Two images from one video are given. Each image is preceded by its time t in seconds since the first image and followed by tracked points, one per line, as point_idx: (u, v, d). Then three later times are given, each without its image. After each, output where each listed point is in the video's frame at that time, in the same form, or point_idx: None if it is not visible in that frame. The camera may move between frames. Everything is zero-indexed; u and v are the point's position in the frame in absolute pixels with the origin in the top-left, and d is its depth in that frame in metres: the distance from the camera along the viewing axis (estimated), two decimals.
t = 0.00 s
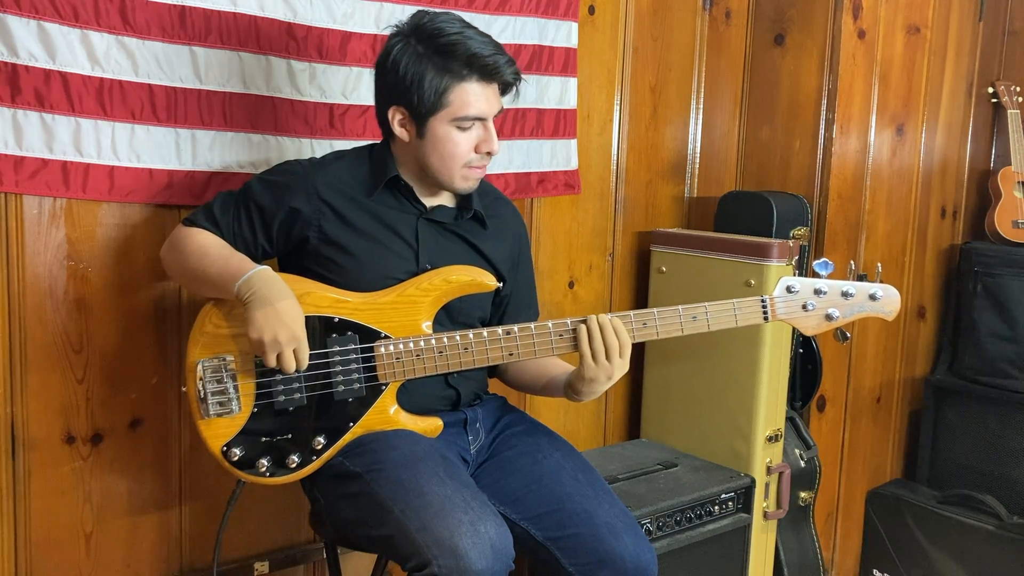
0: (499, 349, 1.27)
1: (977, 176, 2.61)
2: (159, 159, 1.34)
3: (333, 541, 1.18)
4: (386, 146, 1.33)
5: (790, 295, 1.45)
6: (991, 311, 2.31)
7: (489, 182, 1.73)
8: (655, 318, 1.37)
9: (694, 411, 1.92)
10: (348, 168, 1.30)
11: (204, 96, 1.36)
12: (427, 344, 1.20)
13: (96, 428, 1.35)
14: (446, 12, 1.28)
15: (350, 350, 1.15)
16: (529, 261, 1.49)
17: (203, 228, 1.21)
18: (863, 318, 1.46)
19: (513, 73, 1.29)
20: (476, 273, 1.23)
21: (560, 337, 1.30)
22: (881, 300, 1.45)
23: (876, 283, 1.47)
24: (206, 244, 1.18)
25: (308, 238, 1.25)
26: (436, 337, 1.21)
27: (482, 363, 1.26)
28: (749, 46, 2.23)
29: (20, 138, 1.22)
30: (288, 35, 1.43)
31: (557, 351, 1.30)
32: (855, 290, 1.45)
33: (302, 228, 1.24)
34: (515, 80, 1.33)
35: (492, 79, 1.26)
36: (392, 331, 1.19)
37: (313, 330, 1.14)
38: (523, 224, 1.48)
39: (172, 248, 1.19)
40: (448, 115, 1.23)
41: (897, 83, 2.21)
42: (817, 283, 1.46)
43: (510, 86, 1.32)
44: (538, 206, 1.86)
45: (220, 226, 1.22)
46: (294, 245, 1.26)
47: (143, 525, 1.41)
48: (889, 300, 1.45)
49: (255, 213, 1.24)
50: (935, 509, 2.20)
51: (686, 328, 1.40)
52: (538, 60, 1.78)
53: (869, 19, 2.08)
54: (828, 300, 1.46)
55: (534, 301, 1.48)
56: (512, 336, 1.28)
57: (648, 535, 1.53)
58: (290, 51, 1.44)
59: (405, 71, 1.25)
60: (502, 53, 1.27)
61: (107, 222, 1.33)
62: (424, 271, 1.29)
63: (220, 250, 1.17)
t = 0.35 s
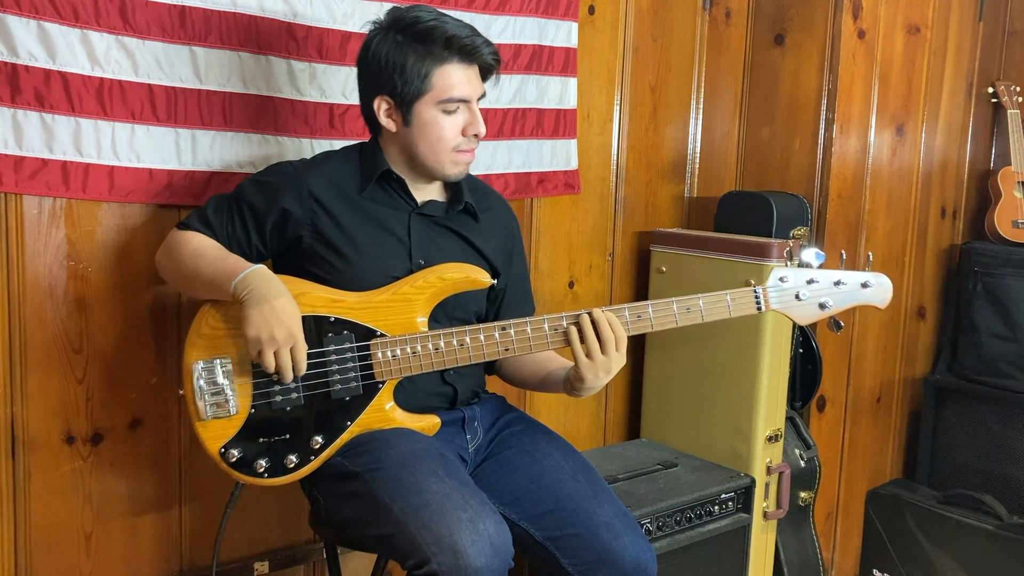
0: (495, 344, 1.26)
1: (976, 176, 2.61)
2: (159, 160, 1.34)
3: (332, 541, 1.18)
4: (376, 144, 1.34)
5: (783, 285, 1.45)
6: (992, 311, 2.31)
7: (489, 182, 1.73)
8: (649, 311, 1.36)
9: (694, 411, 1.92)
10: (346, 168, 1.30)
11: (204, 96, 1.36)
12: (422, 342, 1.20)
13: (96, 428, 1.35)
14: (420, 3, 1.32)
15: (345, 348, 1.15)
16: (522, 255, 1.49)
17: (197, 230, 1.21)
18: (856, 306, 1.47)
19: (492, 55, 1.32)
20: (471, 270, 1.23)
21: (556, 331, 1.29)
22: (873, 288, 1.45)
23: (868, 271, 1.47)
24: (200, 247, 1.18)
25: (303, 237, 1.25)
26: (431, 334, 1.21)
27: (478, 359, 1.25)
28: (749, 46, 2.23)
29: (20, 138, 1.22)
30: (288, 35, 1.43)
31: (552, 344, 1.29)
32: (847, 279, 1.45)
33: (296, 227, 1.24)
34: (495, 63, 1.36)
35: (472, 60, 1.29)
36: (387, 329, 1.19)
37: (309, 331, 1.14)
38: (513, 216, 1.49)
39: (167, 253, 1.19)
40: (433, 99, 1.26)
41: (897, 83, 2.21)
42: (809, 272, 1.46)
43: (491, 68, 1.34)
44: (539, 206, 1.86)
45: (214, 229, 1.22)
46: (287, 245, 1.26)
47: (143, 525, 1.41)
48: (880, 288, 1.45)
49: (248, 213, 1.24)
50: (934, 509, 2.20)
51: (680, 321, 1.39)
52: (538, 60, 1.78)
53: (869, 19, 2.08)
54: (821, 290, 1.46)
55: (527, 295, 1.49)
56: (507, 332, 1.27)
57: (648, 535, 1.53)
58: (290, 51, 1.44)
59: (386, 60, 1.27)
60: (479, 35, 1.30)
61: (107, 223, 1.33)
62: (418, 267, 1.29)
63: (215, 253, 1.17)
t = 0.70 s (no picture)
0: (490, 335, 1.25)
1: (976, 176, 2.61)
2: (159, 160, 1.34)
3: (332, 540, 1.18)
4: (367, 142, 1.34)
5: (774, 267, 1.40)
6: (992, 311, 2.31)
7: (489, 182, 1.73)
8: (642, 297, 1.35)
9: (694, 411, 1.92)
10: (345, 168, 1.31)
11: (204, 96, 1.36)
12: (418, 334, 1.19)
13: (96, 428, 1.35)
14: None
15: (342, 344, 1.16)
16: (513, 251, 1.49)
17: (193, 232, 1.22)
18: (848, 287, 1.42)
19: (481, 49, 1.34)
20: (465, 264, 1.23)
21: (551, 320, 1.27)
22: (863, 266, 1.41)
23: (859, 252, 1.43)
24: (197, 250, 1.18)
25: (296, 234, 1.25)
26: (427, 326, 1.21)
27: (474, 351, 1.24)
28: (749, 46, 2.23)
29: (20, 138, 1.22)
30: (288, 35, 1.43)
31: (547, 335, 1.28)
32: (836, 259, 1.41)
33: (289, 225, 1.25)
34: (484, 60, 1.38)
35: (462, 52, 1.31)
36: (382, 325, 1.19)
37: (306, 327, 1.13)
38: (504, 216, 1.48)
39: (165, 258, 1.20)
40: (425, 87, 1.27)
41: (897, 83, 2.21)
42: (799, 254, 1.41)
43: (480, 62, 1.36)
44: (538, 206, 1.86)
45: (210, 231, 1.23)
46: (282, 244, 1.26)
47: (143, 525, 1.41)
48: (871, 266, 1.41)
49: (243, 214, 1.25)
50: (934, 509, 2.20)
51: (672, 305, 1.36)
52: (538, 60, 1.78)
53: (869, 19, 2.08)
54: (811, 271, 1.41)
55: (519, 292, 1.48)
56: (502, 322, 1.26)
57: (648, 535, 1.53)
58: (290, 51, 1.44)
59: (379, 51, 1.29)
60: (469, 29, 1.33)
61: (107, 223, 1.33)
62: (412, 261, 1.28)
63: (212, 254, 1.18)
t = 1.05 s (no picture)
0: (489, 333, 1.25)
1: (976, 176, 2.61)
2: (159, 160, 1.34)
3: (333, 540, 1.18)
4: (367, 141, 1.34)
5: (769, 265, 1.41)
6: (992, 312, 2.31)
7: (489, 181, 1.73)
8: (640, 295, 1.34)
9: (694, 411, 1.92)
10: (342, 168, 1.31)
11: (204, 96, 1.36)
12: (417, 332, 1.20)
13: (96, 428, 1.35)
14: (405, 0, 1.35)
15: (341, 342, 1.16)
16: (506, 248, 1.49)
17: (189, 232, 1.22)
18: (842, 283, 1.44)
19: (473, 51, 1.37)
20: (462, 263, 1.24)
21: (548, 317, 1.28)
22: (856, 263, 1.43)
23: (852, 248, 1.45)
24: (195, 249, 1.18)
25: (290, 233, 1.24)
26: (424, 324, 1.21)
27: (474, 348, 1.24)
28: (749, 46, 2.23)
29: (20, 138, 1.22)
30: (288, 35, 1.43)
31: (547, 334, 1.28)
32: (830, 257, 1.43)
33: (283, 223, 1.24)
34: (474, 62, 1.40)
35: (456, 51, 1.33)
36: (381, 323, 1.19)
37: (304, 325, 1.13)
38: (493, 209, 1.49)
39: (162, 259, 1.20)
40: (420, 83, 1.28)
41: (897, 83, 2.21)
42: (793, 251, 1.43)
43: (470, 64, 1.38)
44: (538, 207, 1.86)
45: (204, 232, 1.22)
46: (275, 244, 1.26)
47: (143, 525, 1.41)
48: (863, 264, 1.43)
49: (237, 216, 1.24)
50: (934, 509, 2.20)
51: (670, 303, 1.36)
52: (538, 60, 1.78)
53: (869, 19, 2.08)
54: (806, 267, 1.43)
55: (513, 290, 1.48)
56: (501, 320, 1.26)
57: (648, 535, 1.53)
58: (290, 51, 1.44)
59: (374, 46, 1.29)
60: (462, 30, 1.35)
61: (107, 223, 1.33)
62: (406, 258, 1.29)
63: (210, 254, 1.18)
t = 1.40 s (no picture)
0: (490, 333, 1.25)
1: (976, 176, 2.61)
2: (159, 160, 1.34)
3: (333, 540, 1.18)
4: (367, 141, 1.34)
5: (772, 266, 1.41)
6: (992, 312, 2.31)
7: (489, 181, 1.73)
8: (641, 296, 1.34)
9: (694, 411, 1.92)
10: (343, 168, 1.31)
11: (204, 96, 1.36)
12: (417, 333, 1.20)
13: (96, 428, 1.35)
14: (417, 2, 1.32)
15: (342, 343, 1.16)
16: (509, 249, 1.49)
17: (190, 234, 1.22)
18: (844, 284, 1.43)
19: (481, 60, 1.33)
20: (463, 263, 1.24)
21: (549, 319, 1.28)
22: (860, 263, 1.42)
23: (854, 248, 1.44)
24: (197, 251, 1.19)
25: (290, 235, 1.25)
26: (426, 326, 1.21)
27: (474, 349, 1.24)
28: (749, 46, 2.23)
29: (20, 138, 1.22)
30: (288, 35, 1.43)
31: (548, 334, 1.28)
32: (833, 256, 1.42)
33: (284, 225, 1.25)
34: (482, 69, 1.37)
35: (462, 62, 1.29)
36: (382, 324, 1.19)
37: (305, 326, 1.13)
38: (496, 208, 1.49)
39: (162, 259, 1.20)
40: (421, 95, 1.26)
41: (897, 83, 2.21)
42: (796, 251, 1.42)
43: (480, 72, 1.35)
44: (539, 207, 1.86)
45: (205, 234, 1.23)
46: (277, 244, 1.26)
47: (144, 525, 1.41)
48: (867, 263, 1.42)
49: (238, 218, 1.25)
50: (934, 509, 2.20)
51: (671, 304, 1.35)
52: (538, 60, 1.78)
53: (869, 19, 2.08)
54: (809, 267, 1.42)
55: (514, 288, 1.48)
56: (502, 321, 1.26)
57: (648, 535, 1.53)
58: (290, 51, 1.44)
59: (378, 53, 1.28)
60: (471, 38, 1.32)
61: (107, 223, 1.33)
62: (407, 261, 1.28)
63: (211, 256, 1.18)
